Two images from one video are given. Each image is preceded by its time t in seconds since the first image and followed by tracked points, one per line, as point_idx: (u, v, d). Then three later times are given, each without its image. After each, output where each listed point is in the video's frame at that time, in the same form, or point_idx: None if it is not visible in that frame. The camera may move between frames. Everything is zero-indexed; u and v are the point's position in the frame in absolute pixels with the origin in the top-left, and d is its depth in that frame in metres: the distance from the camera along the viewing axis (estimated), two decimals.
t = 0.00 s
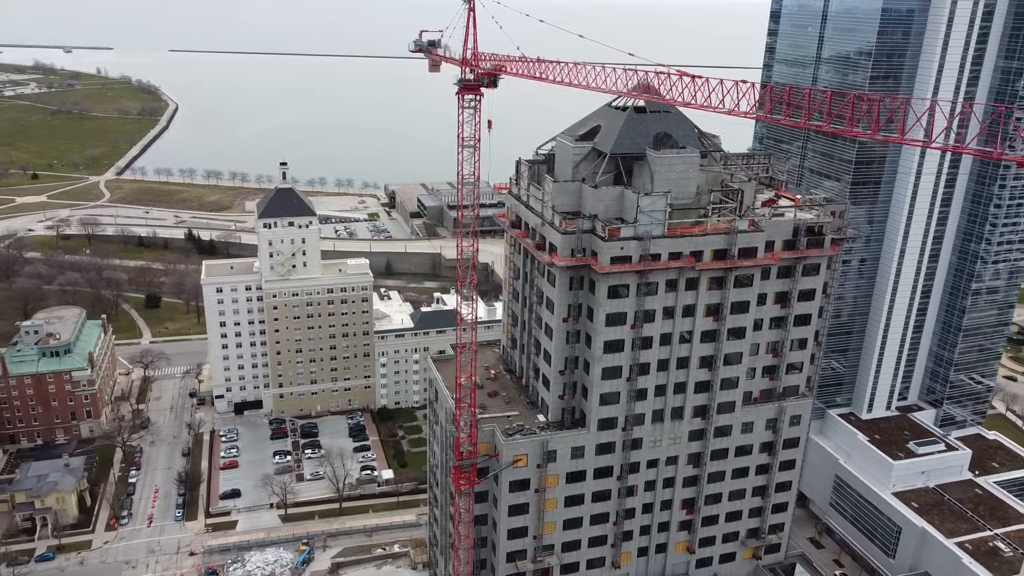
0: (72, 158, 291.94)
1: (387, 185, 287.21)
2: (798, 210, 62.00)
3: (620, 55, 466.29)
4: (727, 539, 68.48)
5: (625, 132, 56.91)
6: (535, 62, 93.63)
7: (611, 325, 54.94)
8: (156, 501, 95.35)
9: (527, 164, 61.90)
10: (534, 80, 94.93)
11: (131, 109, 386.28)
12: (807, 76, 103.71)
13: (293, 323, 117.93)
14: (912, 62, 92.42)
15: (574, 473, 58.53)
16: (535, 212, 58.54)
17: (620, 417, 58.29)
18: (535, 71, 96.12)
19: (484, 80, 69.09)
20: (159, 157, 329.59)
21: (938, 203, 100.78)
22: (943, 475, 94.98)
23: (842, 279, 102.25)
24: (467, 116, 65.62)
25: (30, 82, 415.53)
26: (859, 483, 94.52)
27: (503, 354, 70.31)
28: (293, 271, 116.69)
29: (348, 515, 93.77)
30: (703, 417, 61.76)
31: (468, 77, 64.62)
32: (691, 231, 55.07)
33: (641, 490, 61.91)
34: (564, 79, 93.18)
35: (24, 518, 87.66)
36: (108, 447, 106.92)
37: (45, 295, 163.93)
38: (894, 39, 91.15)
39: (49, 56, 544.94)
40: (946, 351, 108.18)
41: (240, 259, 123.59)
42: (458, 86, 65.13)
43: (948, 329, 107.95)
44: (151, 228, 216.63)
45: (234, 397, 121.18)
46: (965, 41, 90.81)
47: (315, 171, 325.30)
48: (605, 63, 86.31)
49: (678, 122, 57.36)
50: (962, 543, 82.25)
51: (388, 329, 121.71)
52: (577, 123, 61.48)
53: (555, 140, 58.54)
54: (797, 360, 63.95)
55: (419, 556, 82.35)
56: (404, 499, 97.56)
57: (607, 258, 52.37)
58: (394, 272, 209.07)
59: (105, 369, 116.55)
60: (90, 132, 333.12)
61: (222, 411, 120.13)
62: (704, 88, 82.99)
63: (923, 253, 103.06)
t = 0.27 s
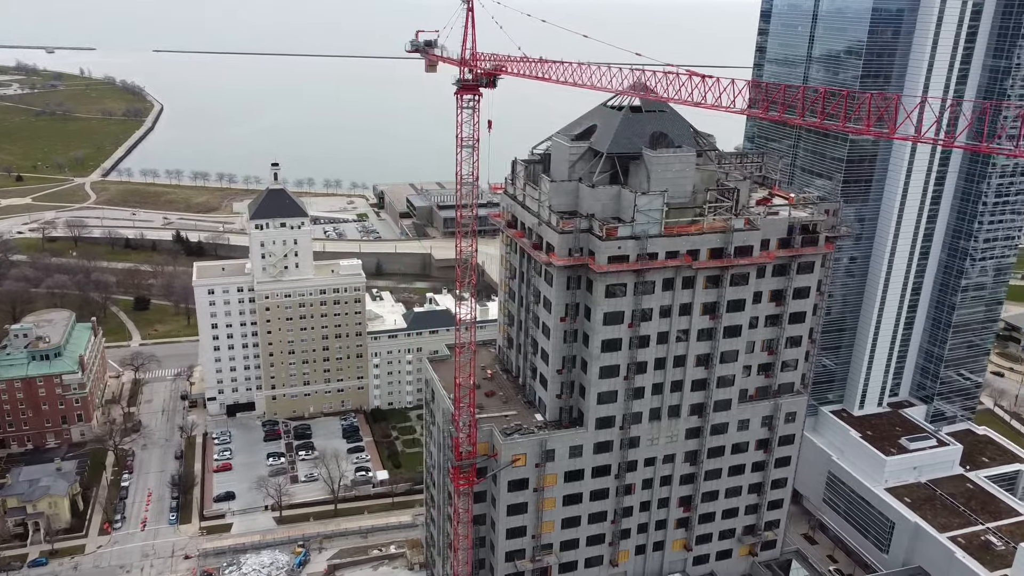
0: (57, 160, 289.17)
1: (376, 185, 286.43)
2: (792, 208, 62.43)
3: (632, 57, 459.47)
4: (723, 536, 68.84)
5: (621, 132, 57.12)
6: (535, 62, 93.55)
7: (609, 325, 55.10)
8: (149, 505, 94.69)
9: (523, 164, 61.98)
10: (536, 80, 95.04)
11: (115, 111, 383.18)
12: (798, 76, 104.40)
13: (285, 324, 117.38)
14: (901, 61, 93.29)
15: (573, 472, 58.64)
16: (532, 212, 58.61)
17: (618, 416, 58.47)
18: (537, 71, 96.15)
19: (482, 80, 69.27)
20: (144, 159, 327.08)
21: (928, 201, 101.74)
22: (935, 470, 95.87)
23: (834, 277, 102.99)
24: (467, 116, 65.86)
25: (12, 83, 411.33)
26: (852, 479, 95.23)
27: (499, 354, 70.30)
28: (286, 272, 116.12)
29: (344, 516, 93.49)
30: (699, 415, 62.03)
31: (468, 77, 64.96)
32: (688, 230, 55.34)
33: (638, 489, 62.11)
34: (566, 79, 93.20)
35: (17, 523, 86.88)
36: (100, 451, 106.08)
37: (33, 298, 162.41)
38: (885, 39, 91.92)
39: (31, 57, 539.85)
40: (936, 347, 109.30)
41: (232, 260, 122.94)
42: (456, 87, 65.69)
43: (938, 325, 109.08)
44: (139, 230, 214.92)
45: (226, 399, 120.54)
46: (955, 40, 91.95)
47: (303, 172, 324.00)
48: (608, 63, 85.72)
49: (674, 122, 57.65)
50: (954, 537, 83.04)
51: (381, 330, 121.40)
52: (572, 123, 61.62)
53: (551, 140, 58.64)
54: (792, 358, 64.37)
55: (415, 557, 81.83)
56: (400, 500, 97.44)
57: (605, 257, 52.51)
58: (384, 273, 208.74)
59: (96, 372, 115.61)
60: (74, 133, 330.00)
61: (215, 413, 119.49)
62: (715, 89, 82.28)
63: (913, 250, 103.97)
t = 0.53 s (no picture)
0: (41, 161, 286.45)
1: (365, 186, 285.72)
2: (786, 207, 62.83)
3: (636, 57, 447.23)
4: (719, 533, 69.21)
5: (617, 132, 57.34)
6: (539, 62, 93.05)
7: (606, 324, 55.26)
8: (142, 508, 94.04)
9: (519, 164, 62.04)
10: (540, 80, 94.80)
11: (100, 111, 380.06)
12: (788, 75, 105.07)
13: (277, 326, 116.82)
14: (891, 60, 94.06)
15: (571, 471, 58.75)
16: (529, 211, 58.69)
17: (615, 414, 58.65)
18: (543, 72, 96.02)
19: (481, 79, 68.88)
20: (130, 159, 324.61)
21: (918, 199, 102.67)
22: (926, 465, 96.78)
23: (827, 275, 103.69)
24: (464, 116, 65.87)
25: None
26: (845, 475, 95.95)
27: (494, 354, 70.31)
28: (277, 273, 115.53)
29: (339, 517, 93.17)
30: (696, 413, 62.29)
31: (466, 77, 64.64)
32: (684, 229, 55.59)
33: (635, 487, 62.33)
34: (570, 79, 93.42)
35: (9, 529, 86.11)
36: (91, 454, 105.26)
37: (20, 301, 160.94)
38: (875, 38, 92.68)
39: (13, 57, 534.71)
40: (926, 344, 110.42)
41: (223, 262, 122.23)
42: (455, 87, 65.40)
43: (927, 322, 110.19)
44: (126, 232, 213.31)
45: (218, 402, 119.90)
46: (943, 39, 92.91)
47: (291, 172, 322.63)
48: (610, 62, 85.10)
49: (669, 121, 57.92)
50: (947, 532, 83.85)
51: (374, 330, 121.17)
52: (567, 122, 61.74)
53: (547, 140, 58.74)
54: (787, 355, 64.77)
55: (411, 558, 81.27)
56: (395, 501, 97.31)
57: (603, 256, 52.65)
58: (374, 274, 208.34)
59: (86, 375, 114.67)
60: (59, 134, 326.92)
61: (207, 416, 118.81)
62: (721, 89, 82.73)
63: (904, 247, 104.88)
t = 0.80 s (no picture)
0: (23, 163, 283.36)
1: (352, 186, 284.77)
2: (779, 205, 63.27)
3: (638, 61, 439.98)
4: (715, 530, 69.61)
5: (611, 132, 57.58)
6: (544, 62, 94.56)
7: (602, 322, 55.41)
8: (134, 513, 93.29)
9: (513, 164, 62.11)
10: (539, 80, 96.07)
11: (82, 113, 376.49)
12: (778, 74, 105.94)
13: (268, 327, 116.22)
14: (880, 59, 94.84)
15: (568, 470, 58.87)
16: (524, 211, 58.74)
17: (612, 413, 58.83)
18: (545, 72, 97.40)
19: (480, 79, 69.35)
20: (114, 161, 321.78)
21: (906, 197, 103.72)
22: (916, 460, 97.77)
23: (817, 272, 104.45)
24: (461, 116, 65.69)
25: None
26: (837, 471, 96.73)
27: (489, 354, 70.33)
28: (268, 275, 114.81)
29: (333, 519, 92.83)
30: (691, 411, 62.62)
31: (463, 78, 65.13)
32: (679, 228, 55.86)
33: (632, 485, 62.55)
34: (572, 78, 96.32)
35: None
36: (81, 459, 104.31)
37: (5, 304, 159.20)
38: (863, 37, 93.48)
39: None
40: (914, 340, 111.67)
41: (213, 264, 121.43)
42: (453, 87, 65.89)
43: (916, 319, 111.45)
44: (111, 234, 211.43)
45: (209, 404, 119.17)
46: (931, 38, 93.85)
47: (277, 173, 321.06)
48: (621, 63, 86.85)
49: (662, 121, 58.25)
50: (938, 526, 84.74)
51: (365, 331, 120.91)
52: (562, 122, 61.91)
53: (542, 140, 58.84)
54: (780, 352, 65.19)
55: (407, 559, 82.01)
56: (389, 502, 97.14)
57: (599, 255, 52.78)
58: (362, 274, 207.96)
59: (75, 379, 113.61)
60: (41, 136, 323.39)
61: (197, 418, 118.06)
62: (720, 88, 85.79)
63: (893, 245, 105.90)
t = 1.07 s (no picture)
0: (6, 165, 280.43)
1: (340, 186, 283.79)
2: (773, 203, 63.68)
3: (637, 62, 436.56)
4: (711, 527, 70.03)
5: (608, 131, 57.74)
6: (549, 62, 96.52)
7: (600, 321, 55.56)
8: (128, 516, 92.70)
9: (509, 163, 62.13)
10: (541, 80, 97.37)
11: (66, 113, 373.17)
12: (769, 73, 106.60)
13: (261, 329, 115.70)
14: (869, 58, 95.70)
15: (566, 469, 59.01)
16: (521, 211, 58.79)
17: (609, 412, 59.04)
18: (546, 71, 99.22)
19: (479, 80, 69.38)
20: (99, 162, 319.10)
21: (897, 195, 104.66)
22: (908, 456, 98.69)
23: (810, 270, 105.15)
24: (460, 116, 65.91)
25: None
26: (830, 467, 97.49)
27: (485, 353, 70.34)
28: (260, 276, 114.13)
29: (329, 520, 92.61)
30: (688, 409, 62.96)
31: (462, 78, 64.98)
32: (675, 227, 56.12)
33: (629, 483, 62.80)
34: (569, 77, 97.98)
35: None
36: (73, 463, 103.50)
37: None
38: (854, 36, 94.27)
39: None
40: (905, 336, 112.77)
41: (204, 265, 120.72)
42: (451, 87, 65.69)
43: (906, 315, 112.53)
44: (98, 236, 209.70)
45: (202, 406, 118.50)
46: (920, 38, 94.91)
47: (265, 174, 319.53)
48: (634, 64, 89.86)
49: (658, 120, 58.50)
50: (931, 521, 85.58)
51: (358, 331, 120.80)
52: (557, 122, 62.05)
53: (538, 140, 58.92)
54: (775, 350, 65.62)
55: (403, 559, 82.01)
56: (384, 503, 97.03)
57: (597, 255, 52.92)
58: (352, 275, 207.46)
59: (65, 382, 112.68)
60: (25, 137, 320.22)
61: (190, 421, 117.39)
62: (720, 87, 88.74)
63: (884, 243, 106.77)
